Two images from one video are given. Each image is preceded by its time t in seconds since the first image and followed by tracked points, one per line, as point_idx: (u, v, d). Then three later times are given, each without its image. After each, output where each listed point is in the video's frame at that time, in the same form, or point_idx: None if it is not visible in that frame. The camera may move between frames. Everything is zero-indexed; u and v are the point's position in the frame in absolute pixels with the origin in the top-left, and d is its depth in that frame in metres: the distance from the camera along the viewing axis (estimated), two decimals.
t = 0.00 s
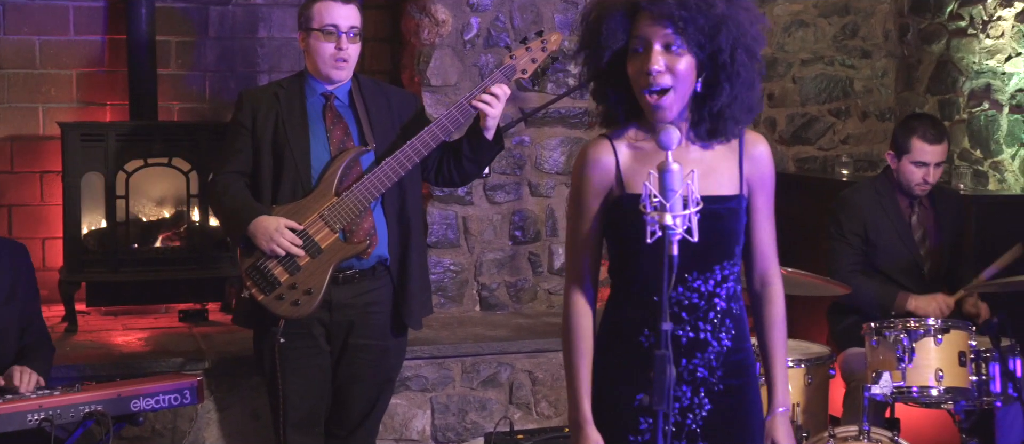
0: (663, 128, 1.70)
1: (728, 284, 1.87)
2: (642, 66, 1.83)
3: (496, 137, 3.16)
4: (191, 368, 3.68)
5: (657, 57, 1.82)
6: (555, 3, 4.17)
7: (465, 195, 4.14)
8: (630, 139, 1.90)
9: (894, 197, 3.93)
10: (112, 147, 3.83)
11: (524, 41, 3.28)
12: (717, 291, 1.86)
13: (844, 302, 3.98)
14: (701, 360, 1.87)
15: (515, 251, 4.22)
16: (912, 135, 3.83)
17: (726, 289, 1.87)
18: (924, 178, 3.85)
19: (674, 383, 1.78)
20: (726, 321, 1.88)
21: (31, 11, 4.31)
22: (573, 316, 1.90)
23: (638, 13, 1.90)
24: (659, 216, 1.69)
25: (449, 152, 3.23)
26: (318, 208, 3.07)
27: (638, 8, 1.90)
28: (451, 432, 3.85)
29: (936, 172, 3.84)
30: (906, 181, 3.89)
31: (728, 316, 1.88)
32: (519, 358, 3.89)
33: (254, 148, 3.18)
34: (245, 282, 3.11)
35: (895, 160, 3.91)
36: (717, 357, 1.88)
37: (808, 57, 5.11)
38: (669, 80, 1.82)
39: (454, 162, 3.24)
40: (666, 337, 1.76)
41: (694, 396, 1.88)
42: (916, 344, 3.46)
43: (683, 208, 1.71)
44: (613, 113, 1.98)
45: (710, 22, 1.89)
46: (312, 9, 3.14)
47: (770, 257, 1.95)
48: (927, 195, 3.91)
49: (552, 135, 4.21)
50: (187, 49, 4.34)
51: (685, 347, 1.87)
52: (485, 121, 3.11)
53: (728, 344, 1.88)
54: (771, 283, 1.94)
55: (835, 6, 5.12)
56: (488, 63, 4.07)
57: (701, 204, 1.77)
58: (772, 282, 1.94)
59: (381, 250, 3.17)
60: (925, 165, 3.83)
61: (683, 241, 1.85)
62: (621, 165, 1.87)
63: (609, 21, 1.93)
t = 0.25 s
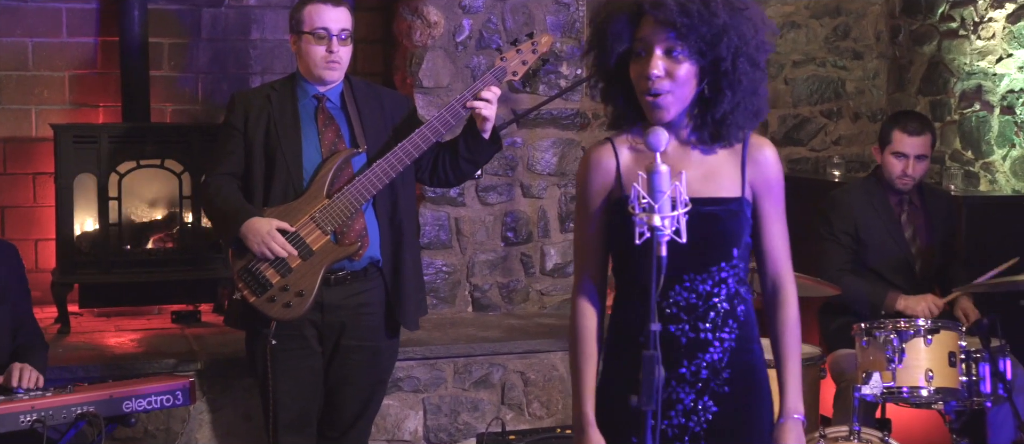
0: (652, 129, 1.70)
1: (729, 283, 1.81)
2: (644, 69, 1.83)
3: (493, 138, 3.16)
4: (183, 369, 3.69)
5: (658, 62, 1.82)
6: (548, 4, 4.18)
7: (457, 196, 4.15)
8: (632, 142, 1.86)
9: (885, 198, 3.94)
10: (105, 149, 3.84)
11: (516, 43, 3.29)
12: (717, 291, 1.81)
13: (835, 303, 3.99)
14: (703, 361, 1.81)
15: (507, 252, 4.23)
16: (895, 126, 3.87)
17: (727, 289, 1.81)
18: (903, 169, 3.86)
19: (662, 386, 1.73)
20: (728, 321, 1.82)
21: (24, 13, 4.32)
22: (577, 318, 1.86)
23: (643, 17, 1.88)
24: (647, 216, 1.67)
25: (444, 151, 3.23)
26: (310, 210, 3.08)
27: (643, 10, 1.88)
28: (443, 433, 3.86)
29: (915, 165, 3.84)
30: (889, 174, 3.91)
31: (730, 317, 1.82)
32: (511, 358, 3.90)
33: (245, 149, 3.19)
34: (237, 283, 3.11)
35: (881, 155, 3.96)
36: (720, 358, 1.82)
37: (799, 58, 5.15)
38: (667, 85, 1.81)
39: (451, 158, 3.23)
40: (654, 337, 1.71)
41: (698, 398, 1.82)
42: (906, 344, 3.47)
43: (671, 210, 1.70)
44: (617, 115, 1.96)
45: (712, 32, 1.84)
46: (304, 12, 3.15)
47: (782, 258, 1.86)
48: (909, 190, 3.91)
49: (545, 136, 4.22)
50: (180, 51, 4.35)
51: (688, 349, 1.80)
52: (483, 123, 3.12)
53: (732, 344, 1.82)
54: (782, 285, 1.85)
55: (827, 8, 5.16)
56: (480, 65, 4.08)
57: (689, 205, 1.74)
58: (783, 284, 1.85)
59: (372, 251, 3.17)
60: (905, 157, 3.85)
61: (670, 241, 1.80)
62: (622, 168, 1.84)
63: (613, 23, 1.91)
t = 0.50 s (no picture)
0: (648, 130, 1.70)
1: (741, 285, 1.81)
2: (646, 69, 1.83)
3: (489, 140, 3.17)
4: (180, 370, 3.69)
5: (655, 62, 1.82)
6: (544, 6, 4.18)
7: (454, 197, 4.15)
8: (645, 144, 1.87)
9: (880, 200, 3.95)
10: (102, 151, 3.84)
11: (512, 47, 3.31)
12: (729, 292, 1.81)
13: (830, 304, 3.99)
14: (715, 364, 1.81)
15: (504, 253, 4.24)
16: (890, 132, 3.91)
17: (739, 290, 1.81)
18: (899, 176, 3.88)
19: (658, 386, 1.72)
20: (741, 323, 1.82)
21: (20, 14, 4.32)
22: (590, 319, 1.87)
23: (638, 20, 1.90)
24: (642, 218, 1.67)
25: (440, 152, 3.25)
26: (307, 211, 3.08)
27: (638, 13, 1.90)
28: (439, 434, 3.87)
29: (912, 171, 3.86)
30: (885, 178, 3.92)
31: (743, 319, 1.82)
32: (508, 359, 3.90)
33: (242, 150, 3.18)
34: (232, 284, 3.11)
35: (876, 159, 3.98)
36: (733, 360, 1.82)
37: (795, 60, 5.24)
38: (670, 83, 1.81)
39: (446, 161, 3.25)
40: (649, 337, 1.70)
41: (710, 401, 1.82)
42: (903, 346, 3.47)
43: (666, 211, 1.70)
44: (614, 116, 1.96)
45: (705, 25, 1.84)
46: (298, 14, 3.15)
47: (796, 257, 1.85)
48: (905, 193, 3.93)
49: (541, 137, 4.23)
50: (176, 52, 4.35)
51: (699, 351, 1.81)
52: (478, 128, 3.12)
53: (745, 347, 1.82)
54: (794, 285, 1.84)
55: (822, 10, 5.24)
56: (477, 66, 4.09)
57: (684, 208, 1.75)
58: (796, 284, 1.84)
59: (369, 253, 3.18)
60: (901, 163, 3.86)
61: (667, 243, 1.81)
62: (633, 167, 1.84)
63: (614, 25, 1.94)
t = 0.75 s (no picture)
0: (647, 129, 1.70)
1: (753, 287, 1.82)
2: (647, 71, 1.83)
3: (487, 141, 3.18)
4: (178, 369, 3.68)
5: (658, 63, 1.82)
6: (542, 5, 4.18)
7: (452, 197, 4.15)
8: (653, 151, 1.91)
9: (877, 200, 3.96)
10: (100, 150, 3.84)
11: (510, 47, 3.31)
12: (741, 295, 1.82)
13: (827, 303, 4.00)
14: (727, 366, 1.82)
15: (502, 253, 4.24)
16: (887, 139, 3.91)
17: (751, 293, 1.82)
18: (900, 180, 3.89)
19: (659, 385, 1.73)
20: (753, 325, 1.82)
21: (18, 14, 4.32)
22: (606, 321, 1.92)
23: (638, 23, 1.92)
24: (641, 217, 1.67)
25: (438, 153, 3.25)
26: (305, 211, 3.07)
27: (636, 15, 1.92)
28: (438, 434, 3.87)
29: (912, 174, 3.88)
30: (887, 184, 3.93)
31: (756, 321, 1.82)
32: (506, 359, 3.90)
33: (240, 151, 3.18)
34: (231, 284, 3.10)
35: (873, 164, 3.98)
36: (746, 362, 1.82)
37: (794, 60, 5.26)
38: (672, 85, 1.81)
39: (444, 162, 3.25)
40: (650, 336, 1.70)
41: (722, 403, 1.83)
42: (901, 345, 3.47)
43: (666, 209, 1.69)
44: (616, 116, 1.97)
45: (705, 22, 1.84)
46: (296, 12, 3.15)
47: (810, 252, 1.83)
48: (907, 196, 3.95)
49: (539, 137, 4.22)
50: (174, 52, 4.35)
51: (710, 353, 1.83)
52: (478, 126, 3.12)
53: (758, 349, 1.83)
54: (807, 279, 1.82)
55: (820, 10, 5.26)
56: (475, 66, 4.09)
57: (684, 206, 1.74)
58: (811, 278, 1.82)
59: (367, 253, 3.18)
60: (900, 168, 3.87)
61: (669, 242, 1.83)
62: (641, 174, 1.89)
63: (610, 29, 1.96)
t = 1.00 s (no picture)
0: (638, 128, 1.70)
1: (742, 287, 1.82)
2: (641, 71, 1.83)
3: (477, 143, 3.17)
4: (171, 369, 3.68)
5: (652, 63, 1.82)
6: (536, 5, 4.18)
7: (445, 196, 4.15)
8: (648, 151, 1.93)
9: (871, 199, 3.95)
10: (93, 150, 3.84)
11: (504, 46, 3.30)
12: (730, 294, 1.82)
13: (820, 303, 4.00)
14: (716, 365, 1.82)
15: (495, 252, 4.24)
16: (890, 135, 3.88)
17: (741, 293, 1.82)
18: (895, 180, 3.87)
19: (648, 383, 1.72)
20: (743, 324, 1.83)
21: (13, 14, 4.32)
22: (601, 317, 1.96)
23: (634, 25, 1.93)
24: (632, 215, 1.67)
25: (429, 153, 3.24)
26: (297, 211, 3.07)
27: (631, 17, 1.93)
28: (431, 433, 3.87)
29: (908, 176, 3.86)
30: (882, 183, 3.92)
31: (746, 320, 1.83)
32: (499, 358, 3.90)
33: (233, 150, 3.18)
34: (223, 284, 3.10)
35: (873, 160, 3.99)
36: (734, 360, 1.82)
37: (787, 59, 5.21)
38: (665, 86, 1.82)
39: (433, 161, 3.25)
40: (640, 335, 1.69)
41: (711, 400, 1.84)
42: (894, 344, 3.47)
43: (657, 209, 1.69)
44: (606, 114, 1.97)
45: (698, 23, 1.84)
46: (288, 12, 3.15)
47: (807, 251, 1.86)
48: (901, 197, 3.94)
49: (532, 137, 4.22)
50: (167, 52, 4.35)
51: (698, 352, 1.83)
52: (466, 127, 3.12)
53: (746, 348, 1.83)
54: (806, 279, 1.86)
55: (813, 9, 5.23)
56: (468, 65, 4.09)
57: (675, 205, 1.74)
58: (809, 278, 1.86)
59: (359, 252, 3.17)
60: (898, 169, 3.85)
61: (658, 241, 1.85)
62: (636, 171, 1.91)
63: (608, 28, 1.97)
